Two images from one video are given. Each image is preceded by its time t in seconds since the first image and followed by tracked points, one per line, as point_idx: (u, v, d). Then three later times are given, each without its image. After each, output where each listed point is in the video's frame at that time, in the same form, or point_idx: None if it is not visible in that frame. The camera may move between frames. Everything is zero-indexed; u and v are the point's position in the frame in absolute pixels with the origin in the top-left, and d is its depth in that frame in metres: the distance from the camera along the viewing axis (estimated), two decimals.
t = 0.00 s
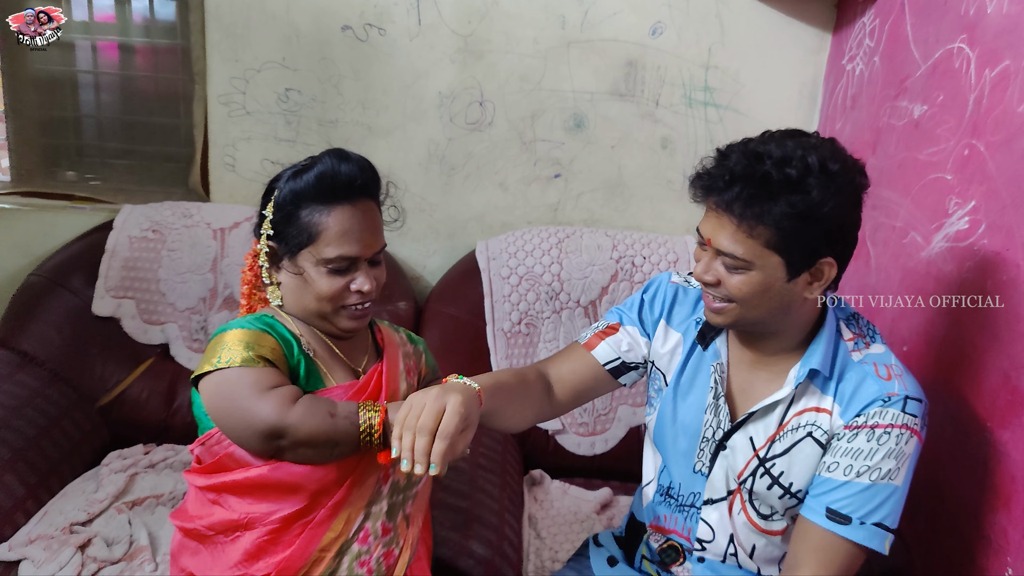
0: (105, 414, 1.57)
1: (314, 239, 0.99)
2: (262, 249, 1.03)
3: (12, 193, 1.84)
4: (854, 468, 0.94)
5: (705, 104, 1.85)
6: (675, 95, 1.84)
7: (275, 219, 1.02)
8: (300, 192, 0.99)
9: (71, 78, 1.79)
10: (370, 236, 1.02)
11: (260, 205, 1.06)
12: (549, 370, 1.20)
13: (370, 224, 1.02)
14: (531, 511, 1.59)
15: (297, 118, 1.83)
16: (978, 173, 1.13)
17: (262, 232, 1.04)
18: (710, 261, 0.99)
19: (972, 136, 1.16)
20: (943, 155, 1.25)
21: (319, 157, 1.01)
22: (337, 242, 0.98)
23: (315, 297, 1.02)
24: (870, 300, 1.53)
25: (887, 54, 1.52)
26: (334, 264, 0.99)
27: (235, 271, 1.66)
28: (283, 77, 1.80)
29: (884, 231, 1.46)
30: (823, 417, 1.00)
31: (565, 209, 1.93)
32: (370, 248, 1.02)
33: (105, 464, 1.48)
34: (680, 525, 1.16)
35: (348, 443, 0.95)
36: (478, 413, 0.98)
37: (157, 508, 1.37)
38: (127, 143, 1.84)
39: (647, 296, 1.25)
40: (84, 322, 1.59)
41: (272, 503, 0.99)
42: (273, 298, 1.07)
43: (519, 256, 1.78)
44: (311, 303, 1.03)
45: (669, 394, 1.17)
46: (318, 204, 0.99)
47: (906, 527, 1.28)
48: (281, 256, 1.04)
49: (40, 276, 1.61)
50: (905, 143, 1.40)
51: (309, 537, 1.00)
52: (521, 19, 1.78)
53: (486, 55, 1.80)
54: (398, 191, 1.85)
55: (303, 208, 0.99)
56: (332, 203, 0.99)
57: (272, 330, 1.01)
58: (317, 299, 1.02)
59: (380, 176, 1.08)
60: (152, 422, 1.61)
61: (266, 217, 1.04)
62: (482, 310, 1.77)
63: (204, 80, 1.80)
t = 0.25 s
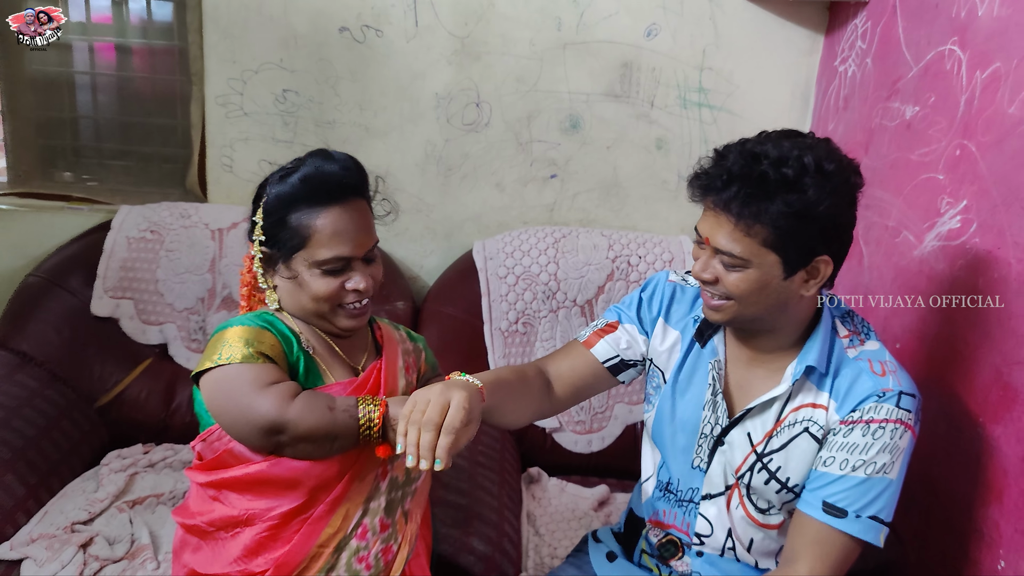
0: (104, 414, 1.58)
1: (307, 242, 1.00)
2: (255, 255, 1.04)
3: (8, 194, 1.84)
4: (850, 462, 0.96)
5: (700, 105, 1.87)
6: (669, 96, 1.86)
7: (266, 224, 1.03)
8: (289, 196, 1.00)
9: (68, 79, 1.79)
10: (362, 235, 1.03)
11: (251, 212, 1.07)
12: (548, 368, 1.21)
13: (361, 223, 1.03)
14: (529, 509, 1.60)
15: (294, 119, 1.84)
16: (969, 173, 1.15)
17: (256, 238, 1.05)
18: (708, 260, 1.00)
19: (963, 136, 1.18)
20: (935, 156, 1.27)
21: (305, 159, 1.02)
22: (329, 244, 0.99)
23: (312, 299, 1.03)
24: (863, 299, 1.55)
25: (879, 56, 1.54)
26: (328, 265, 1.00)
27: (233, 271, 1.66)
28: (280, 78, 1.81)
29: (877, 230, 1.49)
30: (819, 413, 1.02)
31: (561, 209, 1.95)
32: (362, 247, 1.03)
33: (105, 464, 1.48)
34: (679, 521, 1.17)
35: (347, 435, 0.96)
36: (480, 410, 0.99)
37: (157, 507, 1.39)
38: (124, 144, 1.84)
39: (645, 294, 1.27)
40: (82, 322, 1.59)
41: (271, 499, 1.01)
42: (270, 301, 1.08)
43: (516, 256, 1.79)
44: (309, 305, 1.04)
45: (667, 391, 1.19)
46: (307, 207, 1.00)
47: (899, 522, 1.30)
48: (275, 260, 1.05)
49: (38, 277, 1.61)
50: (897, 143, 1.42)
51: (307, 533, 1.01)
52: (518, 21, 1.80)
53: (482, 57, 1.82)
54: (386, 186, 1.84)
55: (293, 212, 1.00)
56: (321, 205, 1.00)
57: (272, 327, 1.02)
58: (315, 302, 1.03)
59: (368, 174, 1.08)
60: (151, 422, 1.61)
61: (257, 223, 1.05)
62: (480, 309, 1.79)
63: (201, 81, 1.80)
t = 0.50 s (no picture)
0: (101, 414, 1.58)
1: (292, 247, 1.01)
2: (246, 261, 1.05)
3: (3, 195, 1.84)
4: (843, 455, 0.98)
5: (692, 106, 1.89)
6: (662, 97, 1.88)
7: (252, 230, 1.04)
8: (270, 201, 1.00)
9: (62, 80, 1.79)
10: (348, 234, 1.03)
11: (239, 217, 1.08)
12: (545, 367, 1.23)
13: (345, 222, 1.03)
14: (525, 506, 1.62)
15: (290, 120, 1.85)
16: (958, 173, 1.18)
17: (244, 244, 1.06)
18: (703, 258, 1.02)
19: (952, 137, 1.21)
20: (924, 156, 1.29)
21: (283, 163, 1.02)
22: (315, 246, 1.00)
23: (304, 301, 1.04)
24: (853, 297, 1.57)
25: (869, 57, 1.57)
26: (316, 267, 1.01)
27: (230, 271, 1.67)
28: (276, 79, 1.82)
29: (868, 229, 1.51)
30: (813, 408, 1.04)
31: (555, 209, 1.96)
32: (349, 246, 1.03)
33: (102, 464, 1.48)
34: (675, 516, 1.19)
35: (346, 429, 0.97)
36: (480, 409, 1.00)
37: (155, 507, 1.39)
38: (120, 145, 1.84)
39: (640, 293, 1.29)
40: (78, 323, 1.59)
41: (269, 495, 1.02)
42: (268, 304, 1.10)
43: (511, 256, 1.81)
44: (303, 307, 1.05)
45: (663, 388, 1.20)
46: (289, 211, 1.00)
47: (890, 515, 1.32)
48: (265, 265, 1.06)
49: (34, 277, 1.61)
50: (887, 144, 1.45)
51: (305, 528, 1.02)
52: (512, 23, 1.81)
53: (477, 58, 1.83)
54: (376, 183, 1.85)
55: (276, 217, 1.00)
56: (303, 208, 1.00)
57: (269, 326, 1.04)
58: (308, 304, 1.04)
59: (349, 171, 1.08)
60: (148, 422, 1.61)
61: (245, 229, 1.06)
62: (475, 309, 1.80)
63: (197, 82, 1.81)
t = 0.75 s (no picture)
0: (97, 416, 1.58)
1: (292, 245, 1.01)
2: (245, 260, 1.06)
3: None
4: (836, 454, 0.99)
5: (686, 108, 1.90)
6: (657, 99, 1.89)
7: (253, 229, 1.04)
8: (272, 199, 1.01)
9: (57, 82, 1.78)
10: (348, 234, 1.04)
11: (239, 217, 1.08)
12: (541, 368, 1.24)
13: (345, 222, 1.04)
14: (521, 506, 1.62)
15: (285, 122, 1.85)
16: (949, 175, 1.19)
17: (244, 243, 1.06)
18: (697, 259, 1.03)
19: (943, 139, 1.22)
20: (916, 158, 1.31)
21: (286, 162, 1.03)
22: (315, 245, 1.01)
23: (302, 300, 1.04)
24: (846, 297, 1.59)
25: (861, 60, 1.58)
26: (316, 267, 1.02)
27: (226, 273, 1.67)
28: (272, 81, 1.82)
29: (860, 230, 1.53)
30: (806, 407, 1.05)
31: (550, 211, 1.97)
32: (349, 246, 1.04)
33: (98, 466, 1.48)
34: (671, 514, 1.19)
35: (344, 428, 0.97)
36: (477, 410, 1.01)
37: (151, 508, 1.40)
38: (114, 146, 1.84)
39: (635, 294, 1.30)
40: (73, 324, 1.59)
41: (265, 495, 1.02)
42: (264, 305, 1.09)
43: (506, 257, 1.82)
44: (302, 307, 1.05)
45: (658, 388, 1.21)
46: (290, 210, 1.01)
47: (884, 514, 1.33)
48: (265, 265, 1.06)
49: (28, 279, 1.60)
50: (879, 146, 1.46)
51: (301, 528, 1.03)
52: (508, 25, 1.82)
53: (472, 61, 1.84)
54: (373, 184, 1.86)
55: (277, 216, 1.01)
56: (305, 207, 1.01)
57: (266, 326, 1.04)
58: (306, 303, 1.04)
59: (351, 172, 1.09)
60: (144, 424, 1.61)
61: (245, 228, 1.07)
62: (471, 310, 1.80)
63: (192, 83, 1.81)
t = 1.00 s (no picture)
0: (90, 421, 1.57)
1: (292, 249, 1.02)
2: (244, 262, 1.06)
3: None
4: (830, 457, 1.00)
5: (681, 112, 1.91)
6: (651, 103, 1.90)
7: (253, 232, 1.04)
8: (273, 203, 1.01)
9: (49, 85, 1.77)
10: (348, 240, 1.04)
11: (240, 219, 1.09)
12: (537, 371, 1.23)
13: (344, 228, 1.04)
14: (517, 510, 1.62)
15: (279, 125, 1.84)
16: (942, 178, 1.20)
17: (243, 246, 1.07)
18: (689, 257, 1.04)
19: (936, 143, 1.23)
20: (909, 161, 1.32)
21: (289, 166, 1.03)
22: (314, 250, 1.01)
23: (300, 305, 1.04)
24: (840, 300, 1.59)
25: (854, 64, 1.59)
26: (314, 272, 1.02)
27: (220, 276, 1.66)
28: (266, 84, 1.81)
29: (854, 233, 1.53)
30: (800, 411, 1.05)
31: (545, 214, 1.97)
32: (348, 252, 1.04)
33: (91, 471, 1.47)
34: (666, 517, 1.19)
35: (338, 433, 0.98)
36: (473, 413, 1.00)
37: (145, 513, 1.38)
38: (107, 150, 1.83)
39: (630, 298, 1.30)
40: (66, 329, 1.58)
41: (259, 501, 1.01)
42: (261, 308, 1.10)
43: (501, 260, 1.82)
44: (298, 311, 1.06)
45: (653, 391, 1.21)
46: (291, 214, 1.01)
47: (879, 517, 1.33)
48: (263, 267, 1.06)
49: (20, 283, 1.59)
50: (872, 150, 1.47)
51: (295, 533, 1.02)
52: (502, 29, 1.82)
53: (467, 64, 1.84)
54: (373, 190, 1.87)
55: (278, 220, 1.01)
56: (306, 212, 1.01)
57: (262, 331, 1.05)
58: (303, 308, 1.05)
59: (353, 179, 1.09)
60: (137, 429, 1.60)
61: (246, 230, 1.07)
62: (466, 314, 1.80)
63: (185, 86, 1.80)
